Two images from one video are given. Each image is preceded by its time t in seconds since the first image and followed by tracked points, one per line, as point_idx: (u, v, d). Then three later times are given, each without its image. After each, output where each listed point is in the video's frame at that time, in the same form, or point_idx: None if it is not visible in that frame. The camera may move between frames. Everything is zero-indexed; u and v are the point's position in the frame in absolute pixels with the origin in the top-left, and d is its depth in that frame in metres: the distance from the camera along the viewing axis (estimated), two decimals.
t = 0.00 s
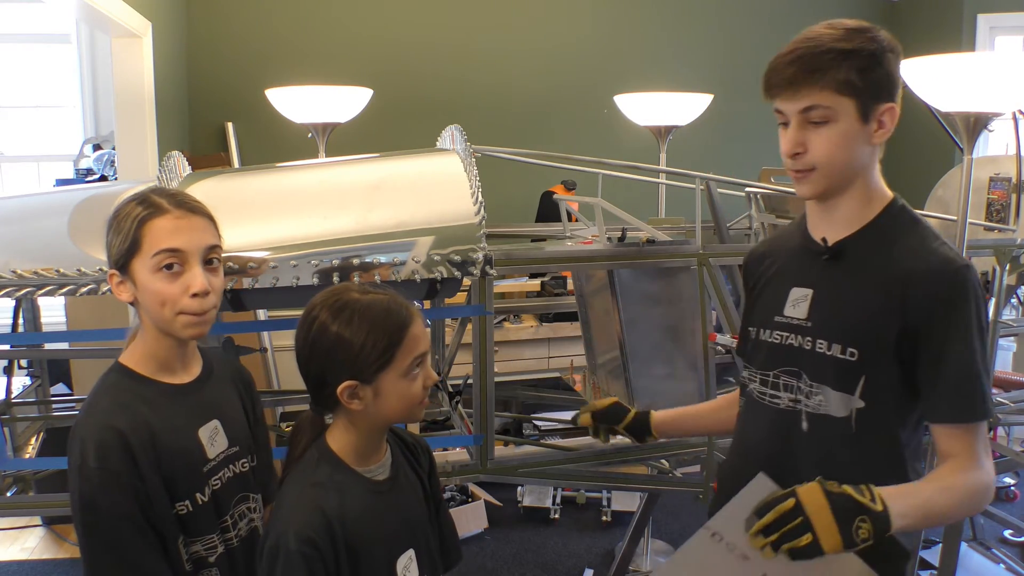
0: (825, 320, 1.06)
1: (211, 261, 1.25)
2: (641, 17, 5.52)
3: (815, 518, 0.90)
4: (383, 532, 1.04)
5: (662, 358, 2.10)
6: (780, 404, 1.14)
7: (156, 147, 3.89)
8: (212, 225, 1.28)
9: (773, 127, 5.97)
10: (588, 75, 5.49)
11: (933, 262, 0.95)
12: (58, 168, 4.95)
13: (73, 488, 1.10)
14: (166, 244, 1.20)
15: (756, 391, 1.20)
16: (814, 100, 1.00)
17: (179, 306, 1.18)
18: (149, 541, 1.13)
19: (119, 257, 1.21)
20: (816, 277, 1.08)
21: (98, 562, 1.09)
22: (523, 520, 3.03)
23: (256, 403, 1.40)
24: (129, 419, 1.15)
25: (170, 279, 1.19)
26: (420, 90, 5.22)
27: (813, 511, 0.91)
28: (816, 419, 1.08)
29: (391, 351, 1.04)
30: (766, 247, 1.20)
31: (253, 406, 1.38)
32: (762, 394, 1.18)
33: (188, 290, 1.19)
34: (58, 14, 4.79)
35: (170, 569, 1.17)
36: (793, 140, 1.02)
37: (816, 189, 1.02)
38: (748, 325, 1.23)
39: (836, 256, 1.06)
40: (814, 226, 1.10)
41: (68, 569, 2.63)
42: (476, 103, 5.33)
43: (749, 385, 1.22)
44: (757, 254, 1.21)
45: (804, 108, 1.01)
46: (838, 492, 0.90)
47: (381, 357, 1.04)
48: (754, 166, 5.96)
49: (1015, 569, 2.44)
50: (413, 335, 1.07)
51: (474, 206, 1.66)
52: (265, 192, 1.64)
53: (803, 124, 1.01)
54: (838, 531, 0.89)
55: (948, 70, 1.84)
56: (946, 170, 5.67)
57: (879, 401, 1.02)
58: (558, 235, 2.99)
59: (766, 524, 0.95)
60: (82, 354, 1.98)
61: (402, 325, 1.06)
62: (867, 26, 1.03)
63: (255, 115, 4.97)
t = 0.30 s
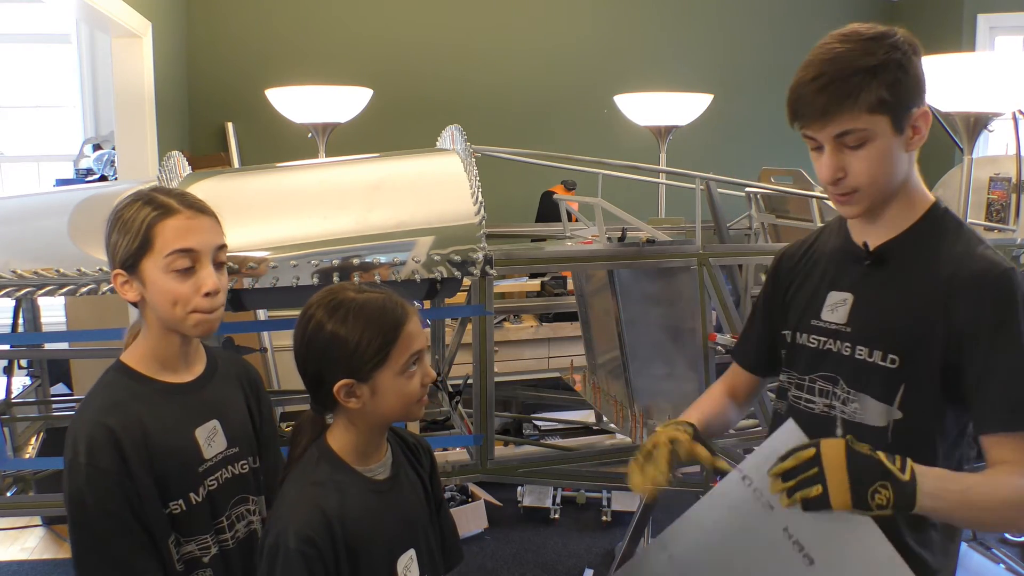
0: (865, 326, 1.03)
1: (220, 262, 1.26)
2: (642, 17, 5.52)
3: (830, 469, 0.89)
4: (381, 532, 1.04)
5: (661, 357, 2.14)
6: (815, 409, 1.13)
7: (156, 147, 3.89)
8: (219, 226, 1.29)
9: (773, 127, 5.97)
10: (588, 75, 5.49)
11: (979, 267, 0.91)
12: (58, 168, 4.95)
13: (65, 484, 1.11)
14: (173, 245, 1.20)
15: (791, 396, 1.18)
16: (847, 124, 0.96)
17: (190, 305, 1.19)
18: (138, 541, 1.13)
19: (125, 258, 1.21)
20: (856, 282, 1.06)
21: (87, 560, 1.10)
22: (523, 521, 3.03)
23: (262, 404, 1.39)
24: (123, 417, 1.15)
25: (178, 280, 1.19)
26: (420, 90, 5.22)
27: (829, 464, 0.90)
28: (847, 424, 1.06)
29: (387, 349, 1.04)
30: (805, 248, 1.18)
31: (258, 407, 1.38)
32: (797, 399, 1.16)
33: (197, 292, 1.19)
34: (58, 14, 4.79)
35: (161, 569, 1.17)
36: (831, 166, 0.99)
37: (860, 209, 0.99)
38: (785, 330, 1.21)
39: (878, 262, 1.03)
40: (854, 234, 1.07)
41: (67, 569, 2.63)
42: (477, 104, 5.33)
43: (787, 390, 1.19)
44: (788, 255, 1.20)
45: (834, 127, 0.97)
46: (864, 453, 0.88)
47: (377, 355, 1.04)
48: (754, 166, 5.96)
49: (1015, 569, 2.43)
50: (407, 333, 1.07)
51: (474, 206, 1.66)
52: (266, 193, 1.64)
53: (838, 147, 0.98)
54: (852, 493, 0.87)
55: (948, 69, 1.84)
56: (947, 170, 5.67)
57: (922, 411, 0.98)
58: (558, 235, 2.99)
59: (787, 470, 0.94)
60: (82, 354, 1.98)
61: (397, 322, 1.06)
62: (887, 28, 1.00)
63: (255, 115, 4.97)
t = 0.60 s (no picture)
0: (890, 332, 1.03)
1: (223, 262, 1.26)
2: (642, 17, 5.52)
3: (873, 481, 0.90)
4: (381, 533, 1.04)
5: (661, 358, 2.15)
6: (837, 415, 1.12)
7: (156, 147, 3.89)
8: (224, 225, 1.29)
9: (773, 127, 5.97)
10: (588, 75, 5.49)
11: (1008, 279, 0.91)
12: (58, 168, 4.95)
13: (69, 484, 1.11)
14: (179, 245, 1.20)
15: (813, 400, 1.18)
16: (864, 125, 0.96)
17: (194, 305, 1.19)
18: (141, 540, 1.13)
19: (130, 258, 1.21)
20: (882, 287, 1.05)
21: (90, 560, 1.10)
22: (523, 521, 3.03)
23: (263, 404, 1.40)
24: (127, 416, 1.15)
25: (184, 280, 1.20)
26: (420, 90, 5.21)
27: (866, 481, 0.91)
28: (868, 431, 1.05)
29: (381, 349, 1.04)
30: (825, 248, 1.17)
31: (259, 408, 1.38)
32: (820, 403, 1.15)
33: (205, 293, 1.20)
34: (58, 14, 4.79)
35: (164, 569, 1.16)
36: (846, 166, 0.98)
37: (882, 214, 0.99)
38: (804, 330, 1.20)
39: (904, 266, 1.03)
40: (878, 237, 1.07)
41: (67, 569, 2.63)
42: (477, 104, 5.33)
43: (807, 393, 1.19)
44: (805, 257, 1.20)
45: (852, 132, 0.97)
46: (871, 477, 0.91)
47: (371, 352, 1.04)
48: (754, 166, 5.96)
49: (1015, 569, 2.43)
50: (402, 334, 1.07)
51: (474, 206, 1.66)
52: (266, 193, 1.64)
53: (853, 149, 0.98)
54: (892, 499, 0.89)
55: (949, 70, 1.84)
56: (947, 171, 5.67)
57: (949, 420, 0.98)
58: (558, 235, 2.99)
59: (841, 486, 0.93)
60: (82, 354, 1.98)
61: (392, 322, 1.06)
62: (905, 28, 0.99)
63: (255, 115, 4.97)
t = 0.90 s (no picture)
0: (867, 327, 1.04)
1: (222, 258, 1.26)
2: (642, 17, 5.52)
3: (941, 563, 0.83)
4: (381, 533, 1.04)
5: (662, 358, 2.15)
6: (819, 409, 1.13)
7: (156, 147, 3.88)
8: (220, 222, 1.30)
9: (773, 128, 5.97)
10: (588, 75, 5.49)
11: (984, 278, 0.91)
12: (58, 168, 4.95)
13: (72, 486, 1.10)
14: (180, 243, 1.20)
15: (795, 396, 1.18)
16: (842, 114, 0.97)
17: (194, 301, 1.20)
18: (146, 541, 1.13)
19: (129, 257, 1.20)
20: (859, 282, 1.06)
21: (95, 562, 1.09)
22: (523, 520, 3.03)
23: (264, 404, 1.40)
24: (130, 417, 1.15)
25: (185, 277, 1.20)
26: (420, 90, 5.21)
27: None
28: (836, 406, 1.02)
29: (382, 349, 1.04)
30: (806, 245, 1.18)
31: (259, 407, 1.38)
32: (801, 398, 1.16)
33: (204, 290, 1.20)
34: (58, 14, 4.79)
35: (169, 570, 1.16)
36: (825, 153, 0.99)
37: (857, 202, 0.99)
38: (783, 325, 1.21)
39: (882, 262, 1.03)
40: (859, 232, 1.07)
41: (67, 569, 2.63)
42: (477, 104, 5.33)
43: (787, 388, 1.20)
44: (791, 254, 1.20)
45: (831, 121, 0.98)
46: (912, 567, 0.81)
47: (371, 353, 1.04)
48: (754, 166, 5.96)
49: (1015, 568, 2.44)
50: (404, 335, 1.06)
51: (474, 206, 1.66)
52: (265, 193, 1.64)
53: (832, 137, 0.98)
54: None
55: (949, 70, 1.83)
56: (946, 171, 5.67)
57: (924, 415, 0.98)
58: (558, 235, 2.99)
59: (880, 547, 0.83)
60: (82, 354, 1.98)
61: (392, 321, 1.06)
62: (892, 24, 1.00)
63: (255, 115, 4.97)
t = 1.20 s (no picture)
0: (855, 318, 1.07)
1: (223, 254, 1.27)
2: (642, 17, 5.52)
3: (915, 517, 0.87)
4: (384, 530, 1.04)
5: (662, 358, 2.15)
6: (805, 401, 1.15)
7: (156, 147, 3.88)
8: (218, 219, 1.29)
9: (773, 128, 5.97)
10: (588, 75, 5.49)
11: (963, 268, 0.96)
12: (58, 168, 4.95)
13: (74, 487, 1.10)
14: (178, 241, 1.20)
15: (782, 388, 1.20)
16: (812, 111, 1.04)
17: (196, 297, 1.20)
18: (148, 542, 1.13)
19: (129, 256, 1.20)
20: (844, 275, 1.09)
21: (96, 562, 1.09)
22: (523, 521, 3.03)
23: (268, 405, 1.40)
24: (131, 417, 1.15)
25: (185, 273, 1.20)
26: (420, 90, 5.21)
27: (913, 521, 0.85)
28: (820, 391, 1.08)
29: (387, 347, 1.04)
30: (789, 245, 1.21)
31: (263, 408, 1.38)
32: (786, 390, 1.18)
33: (206, 285, 1.20)
34: (58, 14, 4.79)
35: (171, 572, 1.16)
36: (802, 150, 1.06)
37: (834, 195, 1.05)
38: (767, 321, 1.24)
39: (867, 256, 1.07)
40: (840, 228, 1.11)
41: (67, 569, 2.63)
42: (477, 104, 5.33)
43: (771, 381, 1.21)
44: (776, 251, 1.23)
45: (805, 120, 1.05)
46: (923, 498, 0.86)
47: (374, 352, 1.04)
48: (754, 166, 5.96)
49: (1015, 569, 2.43)
50: (407, 334, 1.06)
51: (474, 206, 1.66)
52: (265, 193, 1.64)
53: (807, 135, 1.06)
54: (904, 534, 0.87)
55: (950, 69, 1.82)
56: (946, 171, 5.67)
57: (909, 402, 1.02)
58: (558, 235, 2.99)
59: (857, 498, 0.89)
60: (82, 354, 1.98)
61: (393, 317, 1.06)
62: (861, 30, 1.07)
63: (255, 115, 4.97)
